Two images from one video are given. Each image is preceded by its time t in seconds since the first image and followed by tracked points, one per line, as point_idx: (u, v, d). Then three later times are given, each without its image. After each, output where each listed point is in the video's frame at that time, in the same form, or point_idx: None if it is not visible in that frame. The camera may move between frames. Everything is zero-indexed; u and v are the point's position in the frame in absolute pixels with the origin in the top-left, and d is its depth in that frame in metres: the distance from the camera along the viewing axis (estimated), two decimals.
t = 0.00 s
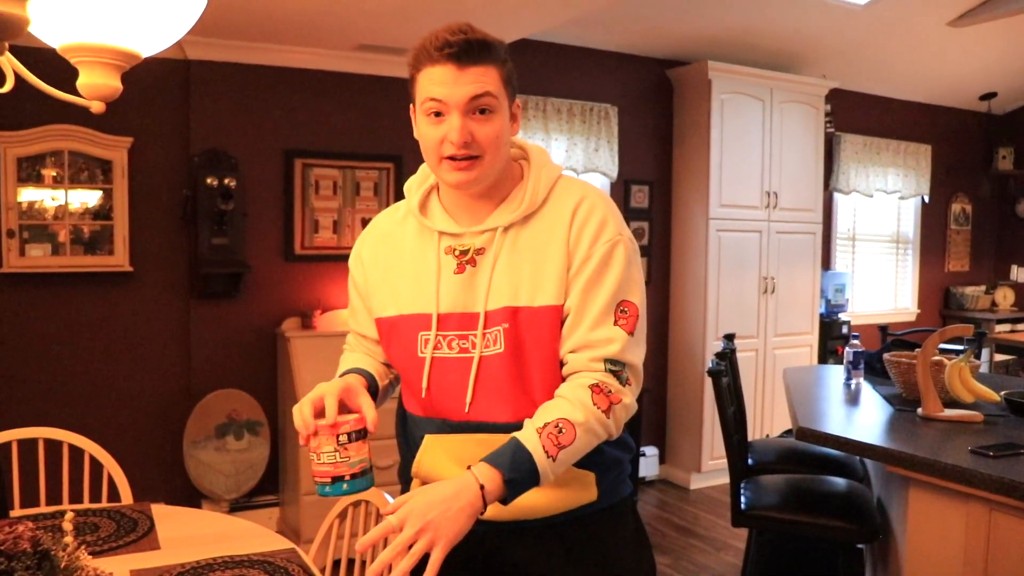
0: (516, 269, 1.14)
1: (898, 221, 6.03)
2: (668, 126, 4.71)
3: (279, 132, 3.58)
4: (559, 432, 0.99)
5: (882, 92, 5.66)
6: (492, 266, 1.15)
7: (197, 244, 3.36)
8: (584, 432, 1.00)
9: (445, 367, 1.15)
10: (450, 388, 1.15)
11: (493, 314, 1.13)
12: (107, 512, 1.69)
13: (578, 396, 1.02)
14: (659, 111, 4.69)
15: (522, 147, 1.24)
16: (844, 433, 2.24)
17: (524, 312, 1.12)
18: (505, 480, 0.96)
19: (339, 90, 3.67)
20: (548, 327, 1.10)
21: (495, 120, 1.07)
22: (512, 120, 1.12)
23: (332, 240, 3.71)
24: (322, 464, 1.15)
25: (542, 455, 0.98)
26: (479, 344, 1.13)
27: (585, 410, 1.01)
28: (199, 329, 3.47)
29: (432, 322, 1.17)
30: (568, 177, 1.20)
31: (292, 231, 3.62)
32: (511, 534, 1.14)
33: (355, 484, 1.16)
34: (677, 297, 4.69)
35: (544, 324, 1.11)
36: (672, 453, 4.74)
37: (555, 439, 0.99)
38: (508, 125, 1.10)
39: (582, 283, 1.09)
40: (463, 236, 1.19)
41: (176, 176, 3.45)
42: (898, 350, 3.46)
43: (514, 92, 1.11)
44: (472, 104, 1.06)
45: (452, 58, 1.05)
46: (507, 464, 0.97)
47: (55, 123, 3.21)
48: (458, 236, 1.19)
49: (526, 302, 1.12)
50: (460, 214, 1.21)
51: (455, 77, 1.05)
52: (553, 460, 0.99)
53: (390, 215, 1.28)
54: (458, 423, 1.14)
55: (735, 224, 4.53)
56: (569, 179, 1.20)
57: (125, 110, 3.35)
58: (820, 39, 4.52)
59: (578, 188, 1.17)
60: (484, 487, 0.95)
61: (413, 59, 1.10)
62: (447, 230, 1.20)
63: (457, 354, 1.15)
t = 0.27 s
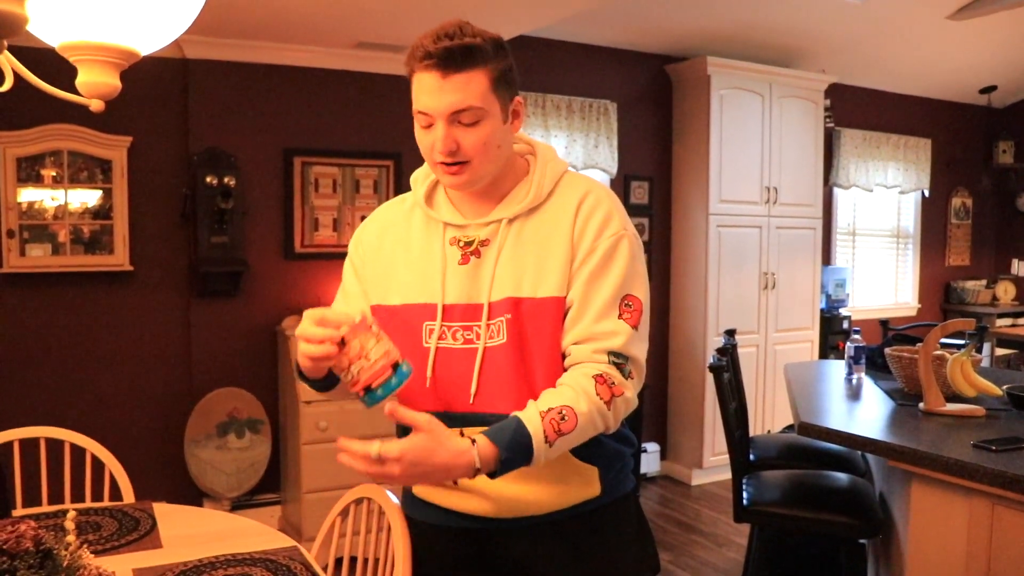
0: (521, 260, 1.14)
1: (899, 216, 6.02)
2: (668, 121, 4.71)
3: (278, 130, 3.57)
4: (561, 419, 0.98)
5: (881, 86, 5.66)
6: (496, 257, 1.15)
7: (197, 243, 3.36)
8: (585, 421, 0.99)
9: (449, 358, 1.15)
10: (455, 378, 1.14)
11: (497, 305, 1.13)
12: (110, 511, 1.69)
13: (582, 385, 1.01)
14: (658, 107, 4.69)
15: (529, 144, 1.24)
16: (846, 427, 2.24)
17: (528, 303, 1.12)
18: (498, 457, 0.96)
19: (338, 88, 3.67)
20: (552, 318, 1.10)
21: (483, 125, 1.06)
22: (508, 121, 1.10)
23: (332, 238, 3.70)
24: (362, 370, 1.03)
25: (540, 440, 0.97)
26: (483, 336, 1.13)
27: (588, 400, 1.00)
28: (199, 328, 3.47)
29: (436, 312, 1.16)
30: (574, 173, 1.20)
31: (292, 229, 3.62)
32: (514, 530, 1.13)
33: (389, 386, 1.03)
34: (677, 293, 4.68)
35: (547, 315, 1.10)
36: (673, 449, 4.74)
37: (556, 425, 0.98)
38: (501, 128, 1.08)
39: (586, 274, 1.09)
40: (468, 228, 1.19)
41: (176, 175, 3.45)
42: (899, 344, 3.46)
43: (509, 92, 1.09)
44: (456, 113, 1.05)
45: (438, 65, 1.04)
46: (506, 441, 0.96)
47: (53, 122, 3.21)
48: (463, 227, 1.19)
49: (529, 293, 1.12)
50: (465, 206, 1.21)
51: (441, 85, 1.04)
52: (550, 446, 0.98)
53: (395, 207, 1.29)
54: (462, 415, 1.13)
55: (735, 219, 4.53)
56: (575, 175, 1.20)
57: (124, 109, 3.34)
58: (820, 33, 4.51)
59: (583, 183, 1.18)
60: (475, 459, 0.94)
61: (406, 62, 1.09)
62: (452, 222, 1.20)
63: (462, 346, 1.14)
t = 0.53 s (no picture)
0: (522, 253, 1.13)
1: (898, 214, 6.02)
2: (667, 120, 4.70)
3: (277, 129, 3.56)
4: (550, 398, 0.98)
5: (881, 84, 5.65)
6: (497, 250, 1.15)
7: (196, 243, 3.35)
8: (574, 406, 0.99)
9: (449, 350, 1.14)
10: (456, 372, 1.14)
11: (496, 297, 1.13)
12: (109, 512, 1.68)
13: (574, 368, 1.01)
14: (658, 105, 4.68)
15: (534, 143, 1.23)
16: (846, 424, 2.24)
17: (527, 295, 1.11)
18: (478, 420, 0.95)
19: (336, 87, 3.66)
20: (551, 310, 1.09)
21: (492, 117, 1.05)
22: (517, 116, 1.10)
23: (331, 238, 3.70)
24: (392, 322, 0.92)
25: (525, 414, 0.97)
26: (483, 328, 1.12)
27: (579, 385, 1.00)
28: (198, 328, 3.46)
29: (437, 304, 1.16)
30: (575, 170, 1.20)
31: (291, 228, 3.61)
32: (513, 529, 1.13)
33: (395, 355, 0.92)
34: (677, 292, 4.67)
35: (546, 306, 1.09)
36: (673, 448, 4.74)
37: (543, 404, 0.97)
38: (509, 121, 1.08)
39: (584, 266, 1.08)
40: (471, 221, 1.19)
41: (175, 174, 3.44)
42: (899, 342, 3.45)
43: (517, 87, 1.09)
44: (466, 104, 1.04)
45: (449, 56, 1.03)
46: (491, 406, 0.95)
47: (51, 122, 3.20)
48: (465, 221, 1.19)
49: (528, 285, 1.12)
50: (467, 200, 1.21)
51: (451, 76, 1.03)
52: (533, 422, 0.97)
53: (396, 200, 1.28)
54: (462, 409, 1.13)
55: (735, 218, 4.53)
56: (577, 171, 1.20)
57: (122, 108, 3.33)
58: (819, 31, 4.50)
59: (585, 179, 1.17)
60: (457, 415, 0.93)
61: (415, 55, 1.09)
62: (454, 215, 1.20)
63: (462, 338, 1.14)
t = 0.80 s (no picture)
0: (525, 258, 1.13)
1: (899, 216, 6.01)
2: (668, 122, 4.70)
3: (278, 130, 3.56)
4: (567, 393, 0.96)
5: (882, 86, 5.65)
6: (501, 254, 1.15)
7: (197, 244, 3.35)
8: (589, 402, 0.98)
9: (454, 355, 1.14)
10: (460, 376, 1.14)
11: (501, 301, 1.13)
12: (109, 514, 1.68)
13: (585, 364, 1.00)
14: (659, 107, 4.68)
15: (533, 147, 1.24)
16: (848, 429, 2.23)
17: (531, 298, 1.11)
18: (501, 413, 0.92)
19: (337, 88, 3.66)
20: (554, 313, 1.09)
21: (502, 119, 1.05)
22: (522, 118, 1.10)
23: (332, 239, 3.70)
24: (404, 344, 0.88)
25: (545, 408, 0.94)
26: (488, 333, 1.12)
27: (594, 379, 0.99)
28: (199, 330, 3.46)
29: (441, 309, 1.15)
30: (575, 174, 1.19)
31: (292, 230, 3.61)
32: (517, 531, 1.12)
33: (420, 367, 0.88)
34: (678, 294, 4.67)
35: (550, 309, 1.09)
36: (674, 450, 4.73)
37: (561, 398, 0.96)
38: (516, 123, 1.08)
39: (587, 269, 1.08)
40: (472, 226, 1.18)
41: (176, 176, 3.44)
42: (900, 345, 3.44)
43: (522, 89, 1.09)
44: (477, 106, 1.04)
45: (457, 58, 1.03)
46: (513, 399, 0.93)
47: (52, 123, 3.20)
48: (467, 226, 1.19)
49: (532, 288, 1.11)
50: (468, 205, 1.20)
51: (461, 77, 1.03)
52: (551, 418, 0.95)
53: (395, 207, 1.28)
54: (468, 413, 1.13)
55: (736, 220, 4.52)
56: (578, 175, 1.20)
57: (123, 110, 3.33)
58: (821, 33, 4.50)
59: (585, 182, 1.17)
60: (482, 407, 0.90)
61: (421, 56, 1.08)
62: (456, 220, 1.19)
63: (466, 343, 1.14)
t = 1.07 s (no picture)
0: (528, 258, 1.13)
1: (903, 217, 6.00)
2: (671, 123, 4.70)
3: (281, 132, 3.57)
4: (572, 387, 0.96)
5: (886, 87, 5.64)
6: (504, 254, 1.15)
7: (200, 246, 3.36)
8: (594, 397, 0.97)
9: (458, 355, 1.14)
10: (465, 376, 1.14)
11: (504, 301, 1.12)
12: (113, 514, 1.68)
13: (590, 360, 1.00)
14: (662, 109, 4.68)
15: (534, 148, 1.24)
16: (852, 430, 2.23)
17: (534, 298, 1.11)
18: (508, 406, 0.92)
19: (340, 90, 3.66)
20: (557, 313, 1.08)
21: (502, 123, 1.06)
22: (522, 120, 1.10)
23: (335, 240, 3.70)
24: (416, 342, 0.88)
25: (550, 402, 0.94)
26: (492, 333, 1.12)
27: (599, 375, 0.98)
28: (202, 331, 3.47)
29: (445, 309, 1.15)
30: (577, 174, 1.19)
31: (295, 231, 3.61)
32: (520, 531, 1.12)
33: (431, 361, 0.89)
34: (681, 296, 4.66)
35: (553, 309, 1.09)
36: (677, 452, 4.73)
37: (567, 392, 0.95)
38: (518, 126, 1.08)
39: (590, 269, 1.08)
40: (476, 227, 1.18)
41: (179, 177, 3.44)
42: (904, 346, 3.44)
43: (521, 93, 1.09)
44: (478, 109, 1.04)
45: (457, 62, 1.03)
46: (519, 391, 0.92)
47: (55, 125, 3.20)
48: (470, 227, 1.19)
49: (536, 288, 1.11)
50: (470, 207, 1.20)
51: (461, 81, 1.03)
52: (555, 412, 0.95)
53: (398, 209, 1.27)
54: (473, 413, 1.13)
55: (740, 222, 4.52)
56: (580, 175, 1.20)
57: (127, 111, 3.34)
58: (823, 34, 4.49)
59: (587, 182, 1.17)
60: (488, 398, 0.90)
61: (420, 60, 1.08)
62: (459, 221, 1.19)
63: (470, 343, 1.14)
